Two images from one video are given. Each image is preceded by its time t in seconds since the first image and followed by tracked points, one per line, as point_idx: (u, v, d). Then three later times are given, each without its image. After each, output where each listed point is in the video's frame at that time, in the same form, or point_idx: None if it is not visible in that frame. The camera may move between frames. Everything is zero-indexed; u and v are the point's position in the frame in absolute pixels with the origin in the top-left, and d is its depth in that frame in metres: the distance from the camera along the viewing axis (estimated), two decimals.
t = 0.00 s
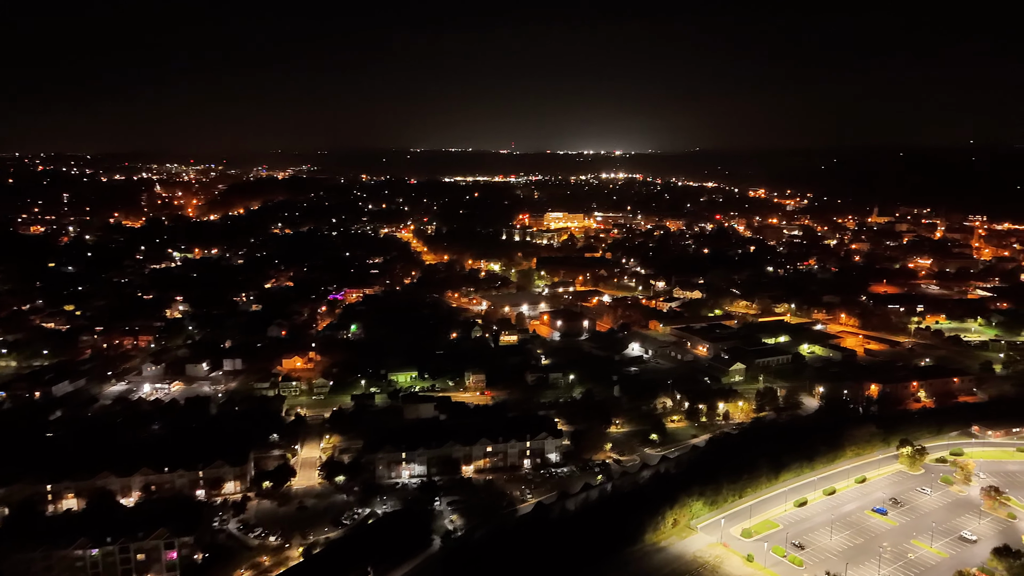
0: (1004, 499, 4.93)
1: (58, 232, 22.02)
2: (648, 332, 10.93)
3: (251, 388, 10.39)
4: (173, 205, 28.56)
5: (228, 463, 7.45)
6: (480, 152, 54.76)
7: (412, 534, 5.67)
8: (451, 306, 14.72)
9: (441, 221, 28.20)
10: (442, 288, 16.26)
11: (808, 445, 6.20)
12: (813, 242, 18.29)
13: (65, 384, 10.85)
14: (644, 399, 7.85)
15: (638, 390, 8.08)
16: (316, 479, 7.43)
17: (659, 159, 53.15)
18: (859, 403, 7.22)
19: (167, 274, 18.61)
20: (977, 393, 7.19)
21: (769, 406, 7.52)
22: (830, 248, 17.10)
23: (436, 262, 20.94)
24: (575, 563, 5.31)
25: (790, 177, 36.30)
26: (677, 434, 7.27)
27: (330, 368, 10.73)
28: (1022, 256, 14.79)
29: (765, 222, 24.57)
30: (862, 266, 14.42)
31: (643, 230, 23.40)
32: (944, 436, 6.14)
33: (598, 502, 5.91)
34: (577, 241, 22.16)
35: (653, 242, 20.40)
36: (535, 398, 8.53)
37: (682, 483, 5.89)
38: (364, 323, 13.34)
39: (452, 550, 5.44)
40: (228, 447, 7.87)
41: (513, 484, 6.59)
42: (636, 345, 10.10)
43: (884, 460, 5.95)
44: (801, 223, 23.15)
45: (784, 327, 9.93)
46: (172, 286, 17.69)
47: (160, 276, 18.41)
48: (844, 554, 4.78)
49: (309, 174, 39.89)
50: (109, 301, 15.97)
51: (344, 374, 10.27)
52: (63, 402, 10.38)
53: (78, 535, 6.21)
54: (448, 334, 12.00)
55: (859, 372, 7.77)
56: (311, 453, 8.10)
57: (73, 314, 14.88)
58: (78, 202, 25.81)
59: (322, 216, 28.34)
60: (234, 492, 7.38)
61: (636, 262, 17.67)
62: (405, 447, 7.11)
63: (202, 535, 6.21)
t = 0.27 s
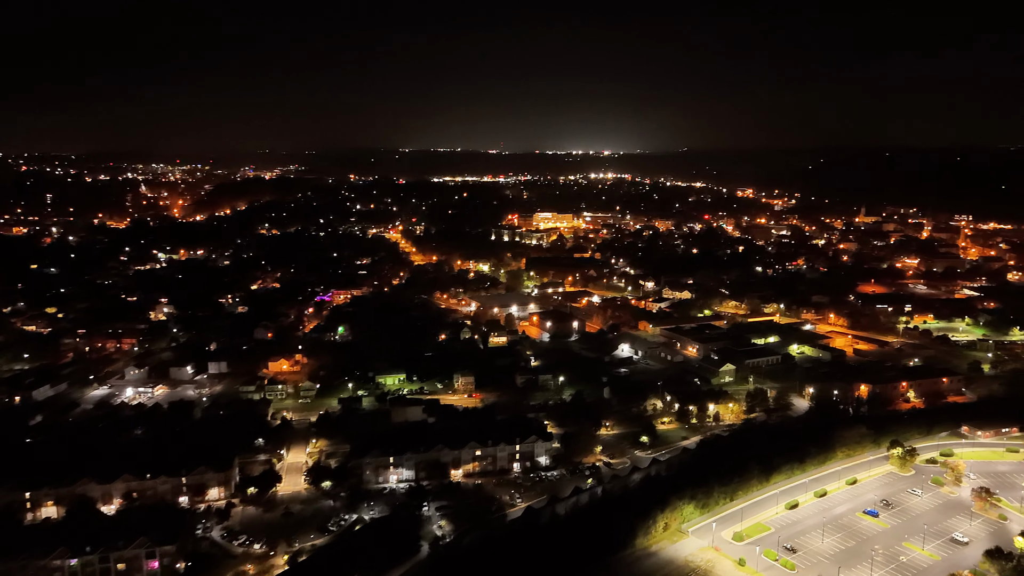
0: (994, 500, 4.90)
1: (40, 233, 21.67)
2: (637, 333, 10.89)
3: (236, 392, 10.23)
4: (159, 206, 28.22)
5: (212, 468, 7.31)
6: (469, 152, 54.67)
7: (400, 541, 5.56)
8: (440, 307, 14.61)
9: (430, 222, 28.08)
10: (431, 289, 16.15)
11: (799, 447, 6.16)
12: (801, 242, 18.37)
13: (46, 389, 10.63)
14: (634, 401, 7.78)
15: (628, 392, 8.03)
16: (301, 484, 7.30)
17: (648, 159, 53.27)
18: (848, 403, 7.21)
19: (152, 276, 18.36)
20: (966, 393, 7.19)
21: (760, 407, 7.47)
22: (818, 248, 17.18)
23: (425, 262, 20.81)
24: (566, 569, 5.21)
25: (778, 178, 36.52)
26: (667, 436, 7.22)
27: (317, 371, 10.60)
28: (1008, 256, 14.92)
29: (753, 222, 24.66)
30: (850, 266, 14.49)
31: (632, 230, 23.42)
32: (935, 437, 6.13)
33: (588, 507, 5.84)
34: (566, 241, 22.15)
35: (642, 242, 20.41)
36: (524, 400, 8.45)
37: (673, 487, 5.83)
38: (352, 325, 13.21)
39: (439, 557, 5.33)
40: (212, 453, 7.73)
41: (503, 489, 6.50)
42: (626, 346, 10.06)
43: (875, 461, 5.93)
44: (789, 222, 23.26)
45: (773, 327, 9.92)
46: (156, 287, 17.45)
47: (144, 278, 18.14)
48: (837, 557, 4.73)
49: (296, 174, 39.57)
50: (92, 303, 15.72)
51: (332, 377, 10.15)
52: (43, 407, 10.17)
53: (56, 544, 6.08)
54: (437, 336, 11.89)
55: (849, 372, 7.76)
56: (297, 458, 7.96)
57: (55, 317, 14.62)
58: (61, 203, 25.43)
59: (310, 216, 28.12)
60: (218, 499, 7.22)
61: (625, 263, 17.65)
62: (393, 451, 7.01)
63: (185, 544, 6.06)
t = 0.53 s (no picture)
0: (985, 502, 4.88)
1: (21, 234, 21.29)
2: (627, 334, 10.85)
3: (221, 395, 10.07)
4: (143, 206, 27.86)
5: (195, 475, 7.17)
6: (457, 152, 54.52)
7: (387, 548, 5.46)
8: (428, 308, 14.49)
9: (419, 222, 27.94)
10: (420, 290, 16.02)
11: (790, 449, 6.13)
12: (790, 242, 18.44)
13: (26, 394, 10.40)
14: (624, 403, 7.72)
15: (618, 393, 7.97)
16: (287, 490, 7.17)
17: (636, 159, 53.37)
18: (838, 404, 7.19)
19: (136, 277, 18.09)
20: (955, 393, 7.20)
21: (750, 408, 7.42)
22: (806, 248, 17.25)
23: (413, 263, 20.67)
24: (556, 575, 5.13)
25: (765, 178, 36.70)
26: (658, 438, 7.16)
27: (303, 374, 10.45)
28: (993, 255, 15.04)
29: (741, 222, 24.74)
30: (838, 265, 14.54)
31: (621, 231, 23.41)
32: (925, 438, 6.11)
33: (578, 511, 5.76)
34: (555, 241, 22.10)
35: (631, 242, 20.41)
36: (513, 403, 8.37)
37: (663, 490, 5.77)
38: (339, 327, 13.06)
39: (428, 563, 5.23)
40: (196, 459, 7.58)
41: (492, 493, 6.42)
42: (616, 347, 10.01)
43: (865, 462, 5.90)
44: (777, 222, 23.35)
45: (763, 327, 9.91)
46: (141, 289, 17.20)
47: (128, 279, 17.87)
48: (829, 560, 4.69)
49: (283, 174, 39.22)
50: (74, 305, 15.44)
51: (318, 380, 10.02)
52: (23, 412, 9.95)
53: (33, 556, 5.97)
54: (425, 338, 11.78)
55: (838, 373, 7.75)
56: (283, 463, 7.83)
57: (36, 320, 14.34)
58: (43, 203, 25.03)
59: (298, 217, 27.88)
60: (202, 505, 7.10)
61: (614, 263, 17.61)
62: (380, 456, 6.91)
63: (167, 553, 5.92)
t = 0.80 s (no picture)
0: (975, 503, 4.86)
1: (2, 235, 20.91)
2: (616, 335, 10.79)
3: (206, 399, 9.90)
4: (128, 207, 27.48)
5: (178, 481, 7.02)
6: (446, 152, 54.35)
7: (374, 555, 5.36)
8: (416, 309, 14.36)
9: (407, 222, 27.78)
10: (408, 291, 15.89)
11: (780, 451, 6.09)
12: (778, 242, 18.49)
13: (4, 399, 10.17)
14: (614, 405, 7.66)
15: (608, 395, 7.91)
16: (272, 496, 7.03)
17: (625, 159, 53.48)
18: (828, 405, 7.17)
19: (119, 279, 17.81)
20: (944, 393, 7.20)
21: (740, 409, 7.38)
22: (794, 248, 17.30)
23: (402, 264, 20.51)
24: None
25: (753, 178, 36.86)
26: (648, 440, 7.11)
27: (290, 377, 10.31)
28: (979, 255, 15.15)
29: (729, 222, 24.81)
30: (826, 265, 14.59)
31: (610, 231, 23.39)
32: (915, 438, 6.10)
33: (568, 515, 5.68)
34: (544, 242, 22.03)
35: (621, 242, 20.39)
36: (502, 405, 8.29)
37: (654, 493, 5.70)
38: (326, 329, 12.91)
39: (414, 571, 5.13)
40: (179, 465, 7.43)
41: (481, 498, 6.32)
42: (605, 348, 9.95)
43: (856, 463, 5.87)
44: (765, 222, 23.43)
45: (752, 328, 9.90)
46: (124, 291, 16.93)
47: (111, 281, 17.59)
48: (821, 563, 4.64)
49: (270, 174, 38.88)
50: (55, 308, 15.16)
51: (305, 383, 9.88)
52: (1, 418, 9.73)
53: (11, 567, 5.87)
54: (413, 340, 11.66)
55: (828, 373, 7.74)
56: (268, 469, 7.69)
57: (16, 323, 14.06)
58: (24, 204, 24.62)
59: (285, 217, 27.62)
60: (184, 513, 6.95)
61: (603, 263, 17.57)
62: (367, 461, 6.81)
63: (147, 562, 5.79)
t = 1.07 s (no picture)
0: (966, 505, 4.83)
1: None
2: (606, 336, 10.75)
3: (190, 403, 9.73)
4: (112, 207, 27.12)
5: (160, 488, 6.87)
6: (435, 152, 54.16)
7: (360, 563, 5.25)
8: (404, 311, 14.24)
9: (395, 223, 27.61)
10: (396, 292, 15.76)
11: (771, 453, 6.05)
12: (766, 241, 18.55)
13: None
14: (604, 407, 7.60)
15: (598, 397, 7.85)
16: (257, 502, 6.89)
17: (613, 159, 53.56)
18: (818, 405, 7.15)
19: (102, 280, 17.53)
20: (933, 393, 7.21)
21: (730, 411, 7.35)
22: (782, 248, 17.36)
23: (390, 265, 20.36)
24: None
25: (741, 178, 37.03)
26: (638, 442, 7.06)
27: (276, 380, 10.17)
28: (965, 254, 15.25)
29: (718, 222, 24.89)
30: (814, 265, 14.64)
31: (599, 231, 23.37)
32: (904, 439, 6.09)
33: (558, 520, 5.60)
34: (533, 242, 21.97)
35: (610, 242, 20.37)
36: (491, 408, 8.20)
37: (645, 497, 5.64)
38: (313, 331, 12.76)
39: None
40: (161, 471, 7.27)
41: (470, 502, 6.23)
42: (595, 350, 9.90)
43: (847, 465, 5.84)
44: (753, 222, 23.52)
45: (742, 328, 9.89)
46: (107, 293, 16.67)
47: (94, 283, 17.31)
48: (813, 567, 4.58)
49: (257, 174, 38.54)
50: (36, 311, 14.88)
51: (291, 387, 9.74)
52: None
53: None
54: (402, 341, 11.55)
55: (817, 374, 7.72)
56: (254, 474, 7.55)
57: None
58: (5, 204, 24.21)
59: (272, 218, 27.37)
60: (167, 520, 6.80)
61: (593, 264, 17.54)
62: (354, 466, 6.71)
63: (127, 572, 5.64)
